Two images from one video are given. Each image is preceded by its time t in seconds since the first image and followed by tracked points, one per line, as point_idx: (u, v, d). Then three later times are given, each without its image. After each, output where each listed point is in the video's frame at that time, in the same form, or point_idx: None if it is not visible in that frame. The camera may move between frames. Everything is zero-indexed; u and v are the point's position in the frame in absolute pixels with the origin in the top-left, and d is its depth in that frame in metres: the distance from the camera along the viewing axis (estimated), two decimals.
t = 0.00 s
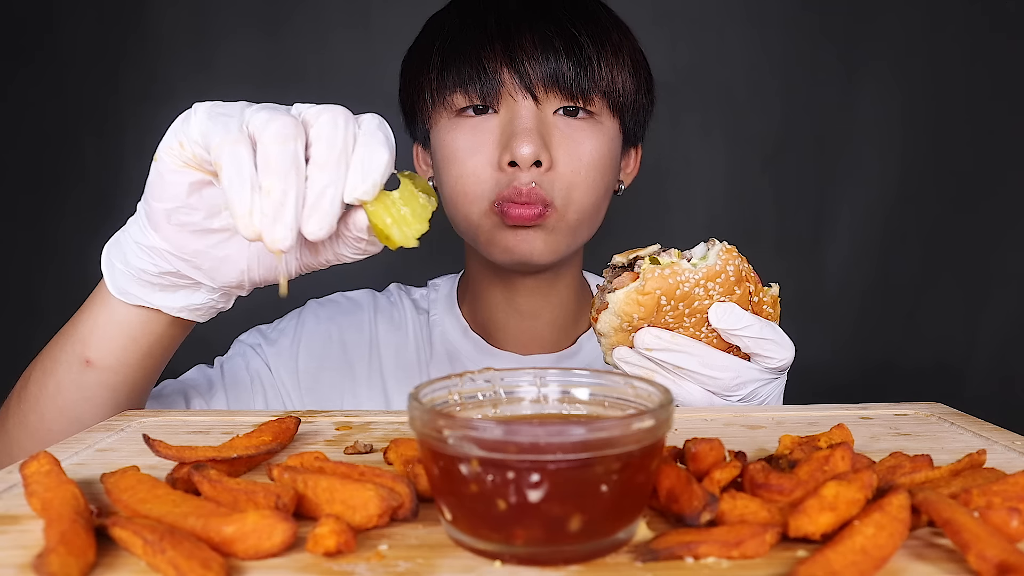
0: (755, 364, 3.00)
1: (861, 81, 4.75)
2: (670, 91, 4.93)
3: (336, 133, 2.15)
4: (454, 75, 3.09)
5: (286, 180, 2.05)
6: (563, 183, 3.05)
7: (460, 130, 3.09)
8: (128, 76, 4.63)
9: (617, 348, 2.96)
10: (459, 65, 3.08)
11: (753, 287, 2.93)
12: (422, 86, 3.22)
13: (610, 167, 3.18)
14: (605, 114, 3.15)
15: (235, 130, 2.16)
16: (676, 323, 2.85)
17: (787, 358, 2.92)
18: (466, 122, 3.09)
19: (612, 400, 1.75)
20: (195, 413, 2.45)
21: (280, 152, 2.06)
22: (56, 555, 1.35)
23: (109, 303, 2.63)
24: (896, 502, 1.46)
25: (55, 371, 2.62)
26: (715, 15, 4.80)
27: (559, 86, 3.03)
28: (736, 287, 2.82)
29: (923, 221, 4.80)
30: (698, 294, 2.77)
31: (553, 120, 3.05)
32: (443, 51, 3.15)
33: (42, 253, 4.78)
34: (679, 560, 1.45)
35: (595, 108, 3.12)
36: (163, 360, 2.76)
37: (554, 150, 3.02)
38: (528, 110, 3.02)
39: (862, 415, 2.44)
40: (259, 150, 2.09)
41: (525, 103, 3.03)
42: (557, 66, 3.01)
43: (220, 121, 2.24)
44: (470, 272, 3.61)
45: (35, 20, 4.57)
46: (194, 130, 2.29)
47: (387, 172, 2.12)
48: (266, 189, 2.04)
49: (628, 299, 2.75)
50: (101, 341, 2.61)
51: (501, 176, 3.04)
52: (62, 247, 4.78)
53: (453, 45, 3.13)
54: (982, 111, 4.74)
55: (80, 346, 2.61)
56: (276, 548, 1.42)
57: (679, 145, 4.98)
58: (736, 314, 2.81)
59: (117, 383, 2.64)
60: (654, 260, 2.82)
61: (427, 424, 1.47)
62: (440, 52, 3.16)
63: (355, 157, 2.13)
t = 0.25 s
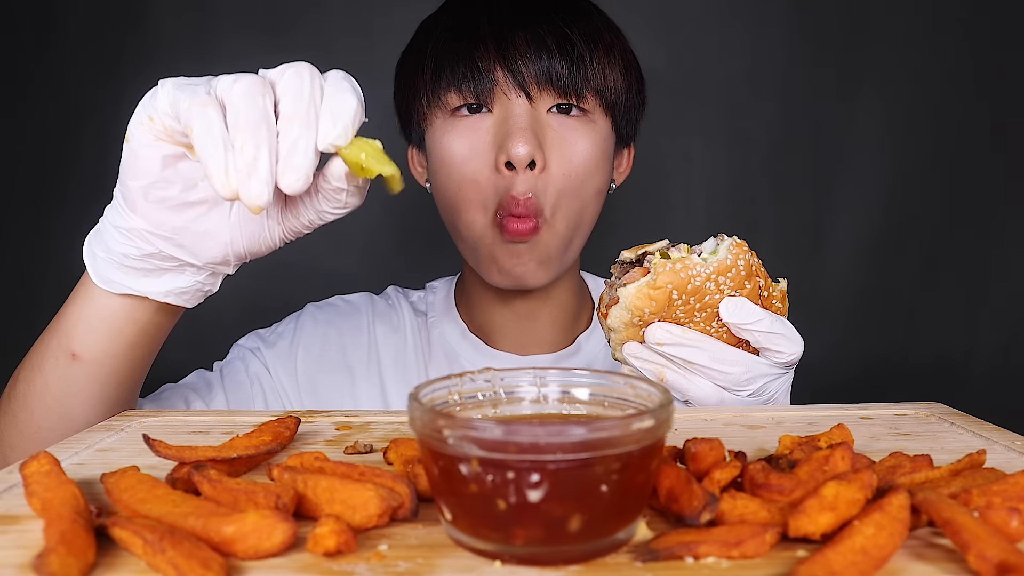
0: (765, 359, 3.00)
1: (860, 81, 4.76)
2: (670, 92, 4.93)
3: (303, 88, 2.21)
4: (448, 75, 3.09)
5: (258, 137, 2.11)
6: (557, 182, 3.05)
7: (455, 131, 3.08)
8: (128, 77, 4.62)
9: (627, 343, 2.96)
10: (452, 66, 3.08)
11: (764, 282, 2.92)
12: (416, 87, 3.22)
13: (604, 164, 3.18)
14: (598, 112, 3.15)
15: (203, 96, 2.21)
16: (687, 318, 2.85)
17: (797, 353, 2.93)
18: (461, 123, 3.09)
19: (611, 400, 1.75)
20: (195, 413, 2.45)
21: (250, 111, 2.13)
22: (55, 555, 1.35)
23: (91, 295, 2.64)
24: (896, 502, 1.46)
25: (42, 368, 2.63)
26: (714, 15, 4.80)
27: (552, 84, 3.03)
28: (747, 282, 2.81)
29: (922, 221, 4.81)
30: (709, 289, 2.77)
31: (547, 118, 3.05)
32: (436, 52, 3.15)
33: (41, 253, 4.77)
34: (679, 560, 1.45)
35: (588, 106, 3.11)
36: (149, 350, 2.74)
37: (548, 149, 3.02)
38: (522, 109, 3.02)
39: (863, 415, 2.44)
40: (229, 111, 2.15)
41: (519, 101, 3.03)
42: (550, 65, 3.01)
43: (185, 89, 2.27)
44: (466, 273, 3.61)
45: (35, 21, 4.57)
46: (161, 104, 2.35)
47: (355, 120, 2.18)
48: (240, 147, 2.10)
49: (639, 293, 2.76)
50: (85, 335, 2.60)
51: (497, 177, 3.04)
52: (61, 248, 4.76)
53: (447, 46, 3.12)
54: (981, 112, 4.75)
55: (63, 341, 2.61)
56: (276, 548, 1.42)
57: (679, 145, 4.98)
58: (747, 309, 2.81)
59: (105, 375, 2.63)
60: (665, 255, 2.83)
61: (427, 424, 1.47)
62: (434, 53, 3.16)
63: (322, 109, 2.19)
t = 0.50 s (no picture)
0: (766, 358, 3.01)
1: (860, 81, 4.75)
2: (670, 91, 4.93)
3: (306, 105, 2.05)
4: (441, 76, 3.09)
5: (276, 173, 2.01)
6: (552, 181, 3.04)
7: (449, 130, 3.08)
8: (128, 77, 4.62)
9: (628, 343, 2.96)
10: (446, 66, 3.08)
11: (764, 280, 2.93)
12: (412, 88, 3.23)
13: (600, 164, 3.16)
14: (594, 111, 3.14)
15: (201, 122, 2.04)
16: (687, 317, 2.86)
17: (798, 351, 2.93)
18: (455, 123, 3.08)
19: (612, 400, 1.75)
20: (195, 413, 2.44)
21: (261, 146, 2.00)
22: (55, 555, 1.34)
23: (112, 296, 2.57)
24: (896, 502, 1.46)
25: (59, 364, 2.59)
26: (715, 16, 4.80)
27: (546, 83, 3.01)
28: (747, 280, 2.82)
29: (922, 221, 4.81)
30: (709, 288, 2.77)
31: (541, 118, 3.03)
32: (431, 52, 3.15)
33: (41, 254, 4.75)
34: (679, 560, 1.44)
35: (583, 106, 3.10)
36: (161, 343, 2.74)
37: (542, 148, 3.00)
38: (516, 108, 3.00)
39: (863, 415, 2.44)
40: (239, 146, 2.02)
41: (513, 101, 3.01)
42: (543, 65, 3.00)
43: (177, 111, 2.08)
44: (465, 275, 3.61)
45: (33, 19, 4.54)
46: (147, 124, 2.14)
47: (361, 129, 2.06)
48: (260, 186, 2.01)
49: (639, 293, 2.75)
50: (104, 335, 2.57)
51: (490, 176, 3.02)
52: (60, 248, 4.74)
53: (441, 46, 3.13)
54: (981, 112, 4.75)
55: (82, 340, 2.57)
56: (276, 548, 1.42)
57: (679, 145, 4.97)
58: (748, 308, 2.81)
59: (124, 373, 2.63)
60: (665, 254, 2.82)
61: (427, 424, 1.47)
62: (429, 54, 3.16)
63: (331, 127, 2.05)
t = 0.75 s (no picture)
0: (766, 358, 3.01)
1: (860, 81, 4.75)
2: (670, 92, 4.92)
3: (301, 138, 2.18)
4: (440, 74, 3.10)
5: (279, 206, 2.18)
6: (549, 180, 3.03)
7: (447, 128, 3.08)
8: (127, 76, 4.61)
9: (627, 342, 2.95)
10: (445, 64, 3.08)
11: (764, 279, 2.92)
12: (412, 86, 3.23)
13: (599, 163, 3.15)
14: (592, 110, 3.13)
15: (204, 159, 2.20)
16: (688, 316, 2.86)
17: (800, 351, 2.94)
18: (453, 121, 3.09)
19: (612, 400, 1.75)
20: (195, 413, 2.44)
21: (261, 182, 2.15)
22: (55, 555, 1.34)
23: (126, 295, 2.68)
24: (896, 502, 1.46)
25: (69, 361, 2.66)
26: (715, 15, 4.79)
27: (543, 81, 3.01)
28: (748, 279, 2.82)
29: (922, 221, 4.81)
30: (710, 287, 2.77)
31: (538, 116, 3.03)
32: (430, 51, 3.16)
33: (40, 255, 4.73)
34: (679, 560, 1.44)
35: (580, 105, 3.10)
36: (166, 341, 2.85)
37: (539, 146, 3.00)
38: (513, 107, 3.00)
39: (863, 415, 2.44)
40: (241, 182, 2.17)
41: (510, 99, 3.01)
42: (541, 64, 2.99)
43: (179, 145, 2.23)
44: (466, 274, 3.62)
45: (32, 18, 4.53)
46: (154, 152, 2.28)
47: (357, 155, 2.19)
48: (264, 219, 2.18)
49: (640, 291, 2.74)
50: (118, 332, 2.67)
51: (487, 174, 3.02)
52: (59, 249, 4.73)
53: (440, 45, 3.13)
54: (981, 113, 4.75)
55: (94, 337, 2.66)
56: (276, 548, 1.42)
57: (680, 145, 4.97)
58: (749, 307, 2.80)
59: (133, 369, 2.72)
60: (665, 253, 2.82)
61: (427, 424, 1.47)
62: (428, 52, 3.17)
63: (326, 157, 2.18)
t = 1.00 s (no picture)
0: (769, 356, 3.02)
1: (860, 81, 4.75)
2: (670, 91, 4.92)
3: (303, 143, 2.17)
4: (440, 73, 3.10)
5: (278, 209, 2.18)
6: (547, 179, 3.03)
7: (446, 127, 3.09)
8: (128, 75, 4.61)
9: (630, 342, 2.94)
10: (445, 63, 3.09)
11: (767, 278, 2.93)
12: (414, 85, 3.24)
13: (598, 164, 3.15)
14: (593, 111, 3.13)
15: (205, 160, 2.20)
16: (691, 316, 2.86)
17: (802, 350, 2.95)
18: (452, 120, 3.09)
19: (612, 400, 1.75)
20: (195, 413, 2.44)
21: (262, 185, 2.15)
22: (55, 555, 1.35)
23: (128, 291, 2.68)
24: (896, 502, 1.46)
25: (71, 357, 2.66)
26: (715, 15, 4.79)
27: (542, 81, 3.00)
28: (750, 278, 2.82)
29: (921, 221, 4.81)
30: (712, 286, 2.77)
31: (538, 117, 3.03)
32: (431, 50, 3.17)
33: (40, 255, 4.74)
34: (679, 560, 1.44)
35: (580, 105, 3.09)
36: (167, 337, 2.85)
37: (537, 146, 3.00)
38: (512, 106, 3.00)
39: (863, 415, 2.44)
40: (242, 185, 2.17)
41: (510, 99, 3.01)
42: (540, 64, 2.98)
43: (182, 145, 2.23)
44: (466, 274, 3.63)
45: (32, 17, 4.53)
46: (156, 149, 2.28)
47: (359, 161, 2.18)
48: (263, 221, 2.18)
49: (642, 292, 2.73)
50: (120, 328, 2.67)
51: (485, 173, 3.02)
52: (59, 248, 4.73)
53: (441, 44, 3.14)
54: (981, 112, 4.75)
55: (96, 333, 2.66)
56: (276, 548, 1.42)
57: (680, 145, 4.97)
58: (751, 306, 2.81)
59: (135, 366, 2.72)
60: (667, 253, 2.82)
61: (427, 424, 1.47)
62: (429, 51, 3.17)
63: (327, 162, 2.18)
